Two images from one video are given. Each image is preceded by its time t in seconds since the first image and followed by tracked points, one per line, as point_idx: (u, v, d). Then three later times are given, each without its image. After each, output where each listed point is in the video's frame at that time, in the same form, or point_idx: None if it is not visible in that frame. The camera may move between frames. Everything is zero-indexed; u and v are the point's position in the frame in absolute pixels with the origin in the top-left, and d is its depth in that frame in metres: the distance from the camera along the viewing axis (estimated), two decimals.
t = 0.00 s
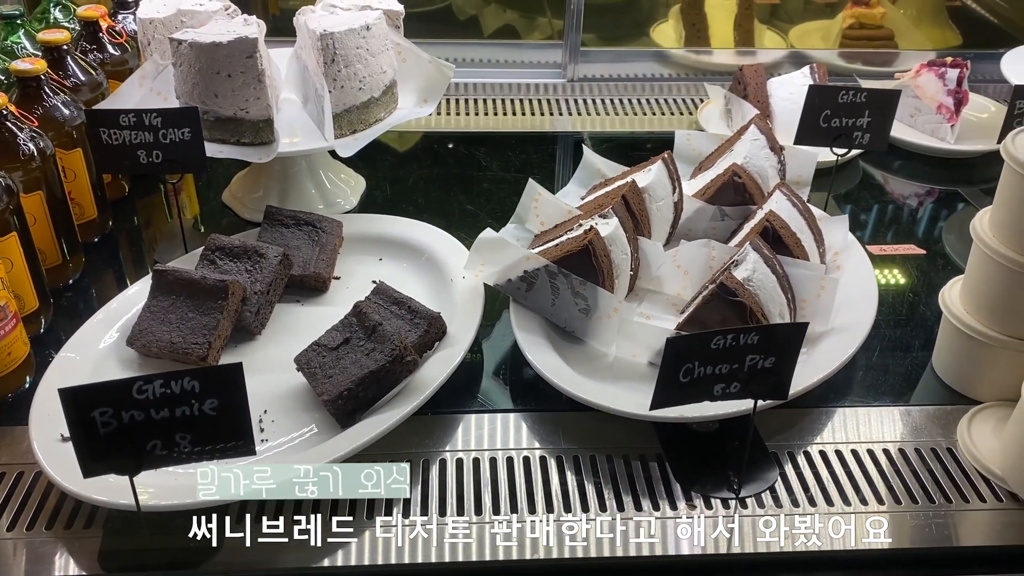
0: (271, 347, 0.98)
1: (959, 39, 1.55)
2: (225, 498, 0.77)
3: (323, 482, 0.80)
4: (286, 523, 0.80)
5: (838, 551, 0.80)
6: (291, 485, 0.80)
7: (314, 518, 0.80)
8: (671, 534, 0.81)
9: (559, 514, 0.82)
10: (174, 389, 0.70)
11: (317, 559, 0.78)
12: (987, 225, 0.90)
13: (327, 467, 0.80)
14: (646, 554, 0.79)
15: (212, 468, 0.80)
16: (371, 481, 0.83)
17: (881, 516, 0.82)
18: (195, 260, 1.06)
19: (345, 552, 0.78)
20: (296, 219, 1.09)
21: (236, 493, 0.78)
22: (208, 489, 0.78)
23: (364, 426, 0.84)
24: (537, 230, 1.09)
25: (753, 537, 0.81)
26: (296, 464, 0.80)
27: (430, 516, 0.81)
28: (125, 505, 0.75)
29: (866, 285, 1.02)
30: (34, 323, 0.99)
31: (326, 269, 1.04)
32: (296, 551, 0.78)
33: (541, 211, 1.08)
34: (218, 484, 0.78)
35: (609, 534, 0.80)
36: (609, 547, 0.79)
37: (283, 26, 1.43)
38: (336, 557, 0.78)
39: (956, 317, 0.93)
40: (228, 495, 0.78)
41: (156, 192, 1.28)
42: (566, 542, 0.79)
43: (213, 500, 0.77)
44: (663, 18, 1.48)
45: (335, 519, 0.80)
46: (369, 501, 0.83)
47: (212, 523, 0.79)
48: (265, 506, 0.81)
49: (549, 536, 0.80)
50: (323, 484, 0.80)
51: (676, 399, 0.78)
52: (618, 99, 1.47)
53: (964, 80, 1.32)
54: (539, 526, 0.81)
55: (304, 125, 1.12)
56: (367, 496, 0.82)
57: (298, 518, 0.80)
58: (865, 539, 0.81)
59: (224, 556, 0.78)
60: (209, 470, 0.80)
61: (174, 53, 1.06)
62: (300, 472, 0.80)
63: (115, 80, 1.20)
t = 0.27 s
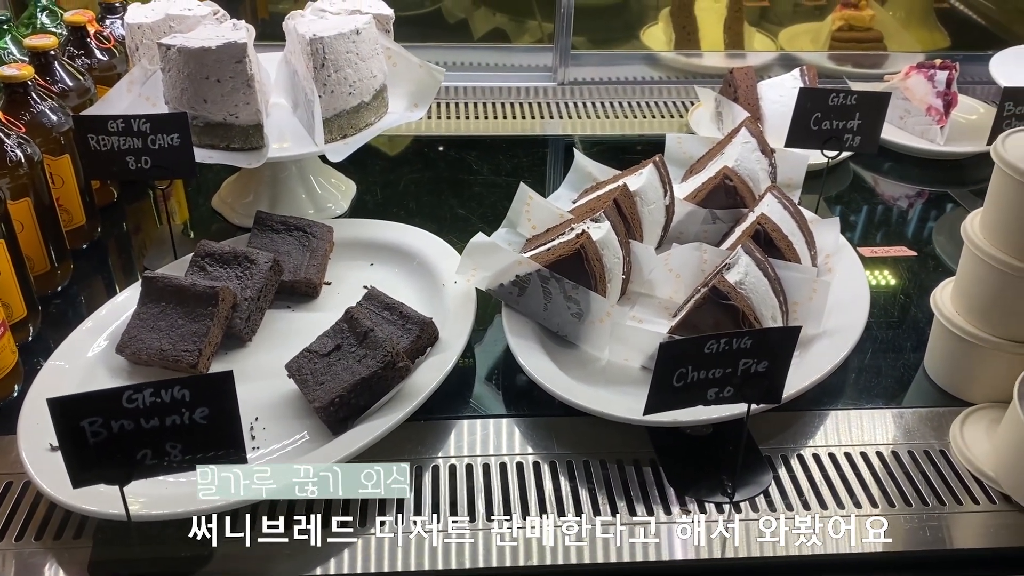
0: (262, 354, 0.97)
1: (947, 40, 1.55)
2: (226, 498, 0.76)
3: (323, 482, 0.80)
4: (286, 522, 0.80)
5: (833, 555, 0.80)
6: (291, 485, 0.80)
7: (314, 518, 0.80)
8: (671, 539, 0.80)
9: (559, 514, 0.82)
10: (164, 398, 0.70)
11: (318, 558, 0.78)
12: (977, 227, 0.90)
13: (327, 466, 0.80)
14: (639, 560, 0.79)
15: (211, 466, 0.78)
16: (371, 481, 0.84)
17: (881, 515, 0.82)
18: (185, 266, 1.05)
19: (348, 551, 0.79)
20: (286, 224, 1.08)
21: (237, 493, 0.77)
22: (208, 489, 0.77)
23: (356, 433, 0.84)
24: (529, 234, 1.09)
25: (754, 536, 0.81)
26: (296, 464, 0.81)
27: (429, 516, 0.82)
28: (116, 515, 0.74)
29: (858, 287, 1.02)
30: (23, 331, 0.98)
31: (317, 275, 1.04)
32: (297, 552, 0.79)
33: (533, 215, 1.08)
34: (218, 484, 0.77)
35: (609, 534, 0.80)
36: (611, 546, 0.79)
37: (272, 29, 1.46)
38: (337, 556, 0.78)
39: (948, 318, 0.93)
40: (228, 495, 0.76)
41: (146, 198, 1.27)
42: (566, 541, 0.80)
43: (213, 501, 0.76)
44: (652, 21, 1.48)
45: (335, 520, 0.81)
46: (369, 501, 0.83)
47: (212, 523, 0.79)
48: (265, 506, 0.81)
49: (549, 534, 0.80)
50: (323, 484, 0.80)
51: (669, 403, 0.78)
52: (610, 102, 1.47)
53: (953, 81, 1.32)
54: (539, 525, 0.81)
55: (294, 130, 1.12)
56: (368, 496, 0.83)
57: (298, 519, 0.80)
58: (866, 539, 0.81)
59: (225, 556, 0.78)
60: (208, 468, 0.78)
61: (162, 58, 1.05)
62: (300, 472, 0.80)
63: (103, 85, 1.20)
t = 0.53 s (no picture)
0: (245, 364, 0.96)
1: (929, 44, 1.56)
2: (226, 498, 0.76)
3: (323, 481, 0.81)
4: (286, 522, 0.81)
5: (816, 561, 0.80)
6: (292, 486, 0.79)
7: (314, 519, 0.81)
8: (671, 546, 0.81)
9: (558, 514, 0.83)
10: (143, 412, 0.69)
11: (317, 558, 0.79)
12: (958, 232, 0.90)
13: (327, 467, 0.81)
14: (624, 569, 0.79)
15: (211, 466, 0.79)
16: (371, 481, 0.85)
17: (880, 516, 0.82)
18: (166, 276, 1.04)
19: (348, 550, 0.79)
20: (268, 233, 1.08)
21: (237, 493, 0.77)
22: (208, 488, 0.77)
23: (338, 442, 0.83)
24: (512, 241, 1.08)
25: (753, 536, 0.82)
26: (296, 464, 0.81)
27: (429, 516, 0.83)
28: (95, 530, 0.74)
29: (840, 292, 1.03)
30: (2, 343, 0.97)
31: (299, 283, 1.03)
32: (296, 552, 0.79)
33: (517, 222, 1.07)
34: (218, 484, 0.78)
35: (609, 533, 0.81)
36: (610, 545, 0.80)
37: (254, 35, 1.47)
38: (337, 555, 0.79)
39: (930, 323, 0.94)
40: (228, 495, 0.77)
41: (128, 206, 1.26)
42: (566, 540, 0.81)
43: (213, 501, 0.77)
44: (636, 26, 1.50)
45: (335, 520, 0.81)
46: (368, 501, 0.84)
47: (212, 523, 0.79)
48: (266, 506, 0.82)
49: (549, 534, 0.81)
50: (323, 484, 0.81)
51: (651, 412, 0.78)
52: (594, 107, 1.47)
53: (935, 85, 1.32)
54: (539, 525, 0.82)
55: (275, 138, 1.11)
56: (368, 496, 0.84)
57: (298, 519, 0.81)
58: (866, 539, 0.82)
59: (226, 555, 0.78)
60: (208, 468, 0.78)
61: (142, 67, 1.05)
62: (300, 472, 0.80)
63: (83, 94, 1.19)
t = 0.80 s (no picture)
0: (224, 374, 0.96)
1: (908, 46, 1.57)
2: (225, 498, 0.77)
3: (323, 481, 0.82)
4: (286, 523, 0.81)
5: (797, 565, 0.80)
6: (292, 486, 0.80)
7: (314, 519, 0.82)
8: (671, 553, 0.81)
9: (559, 514, 0.83)
10: (117, 424, 0.68)
11: (316, 558, 0.79)
12: (935, 234, 0.91)
13: (327, 467, 0.83)
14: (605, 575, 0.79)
15: (212, 468, 0.82)
16: (371, 481, 0.86)
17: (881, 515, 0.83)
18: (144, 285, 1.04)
19: (343, 551, 0.80)
20: (247, 240, 1.07)
21: (237, 492, 0.78)
22: (208, 488, 0.79)
23: (319, 452, 0.83)
24: (494, 246, 1.07)
25: (753, 537, 0.82)
26: (296, 464, 0.82)
27: (429, 516, 0.83)
28: (70, 543, 0.73)
29: (820, 294, 1.03)
30: None
31: (278, 290, 1.03)
32: (295, 551, 0.80)
33: (498, 227, 1.07)
34: (218, 484, 0.79)
35: (609, 534, 0.82)
36: (610, 549, 0.81)
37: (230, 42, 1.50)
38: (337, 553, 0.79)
39: (909, 325, 0.94)
40: (228, 495, 0.78)
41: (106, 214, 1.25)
42: (566, 539, 0.81)
43: (213, 500, 0.78)
44: (618, 30, 1.51)
45: (335, 520, 0.82)
46: (368, 501, 0.85)
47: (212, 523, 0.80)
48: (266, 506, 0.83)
49: (549, 534, 0.82)
50: (323, 484, 0.82)
51: (630, 417, 0.78)
52: (574, 111, 1.47)
53: (912, 87, 1.33)
54: (539, 527, 0.82)
55: (254, 145, 1.11)
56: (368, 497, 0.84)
57: (298, 519, 0.82)
58: (866, 539, 0.82)
59: (226, 555, 0.79)
60: (209, 470, 0.81)
61: (118, 75, 1.04)
62: (300, 472, 0.81)
63: (59, 101, 1.18)
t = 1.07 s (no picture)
0: (196, 383, 0.95)
1: (882, 48, 1.58)
2: (226, 497, 0.78)
3: (323, 481, 0.84)
4: (285, 524, 0.82)
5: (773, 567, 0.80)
6: (292, 485, 0.82)
7: (313, 519, 0.82)
8: (672, 555, 0.81)
9: (559, 514, 0.84)
10: (82, 436, 0.68)
11: (317, 557, 0.79)
12: (906, 235, 0.91)
13: (326, 468, 0.85)
14: None
15: (213, 469, 0.83)
16: (371, 481, 0.87)
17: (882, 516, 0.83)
18: (116, 294, 1.03)
19: (317, 561, 0.79)
20: (220, 248, 1.07)
21: (237, 492, 0.79)
22: (208, 489, 0.80)
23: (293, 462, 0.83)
24: (469, 251, 1.07)
25: (753, 538, 0.83)
26: (296, 464, 0.83)
27: (429, 516, 0.83)
28: (37, 557, 0.72)
29: (794, 296, 1.04)
30: None
31: (251, 298, 1.02)
32: (296, 550, 0.80)
33: (472, 232, 1.06)
34: (218, 484, 0.81)
35: (609, 534, 0.82)
36: (611, 550, 0.81)
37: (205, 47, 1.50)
38: (338, 551, 0.80)
39: (882, 327, 0.94)
40: (228, 494, 0.79)
41: (79, 223, 1.24)
42: (566, 538, 0.82)
43: (213, 500, 0.79)
44: (594, 32, 1.51)
45: (334, 519, 0.83)
46: (368, 501, 0.85)
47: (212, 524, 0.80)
48: (266, 506, 0.83)
49: (548, 534, 0.82)
50: (322, 484, 0.83)
51: (603, 422, 0.78)
52: (551, 115, 1.47)
53: (887, 89, 1.33)
54: (514, 535, 0.82)
55: (227, 151, 1.10)
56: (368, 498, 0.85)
57: (298, 519, 0.82)
58: (866, 539, 0.83)
59: (225, 555, 0.79)
60: (210, 471, 0.83)
61: (87, 82, 1.03)
62: (300, 472, 0.82)
63: (30, 109, 1.17)
